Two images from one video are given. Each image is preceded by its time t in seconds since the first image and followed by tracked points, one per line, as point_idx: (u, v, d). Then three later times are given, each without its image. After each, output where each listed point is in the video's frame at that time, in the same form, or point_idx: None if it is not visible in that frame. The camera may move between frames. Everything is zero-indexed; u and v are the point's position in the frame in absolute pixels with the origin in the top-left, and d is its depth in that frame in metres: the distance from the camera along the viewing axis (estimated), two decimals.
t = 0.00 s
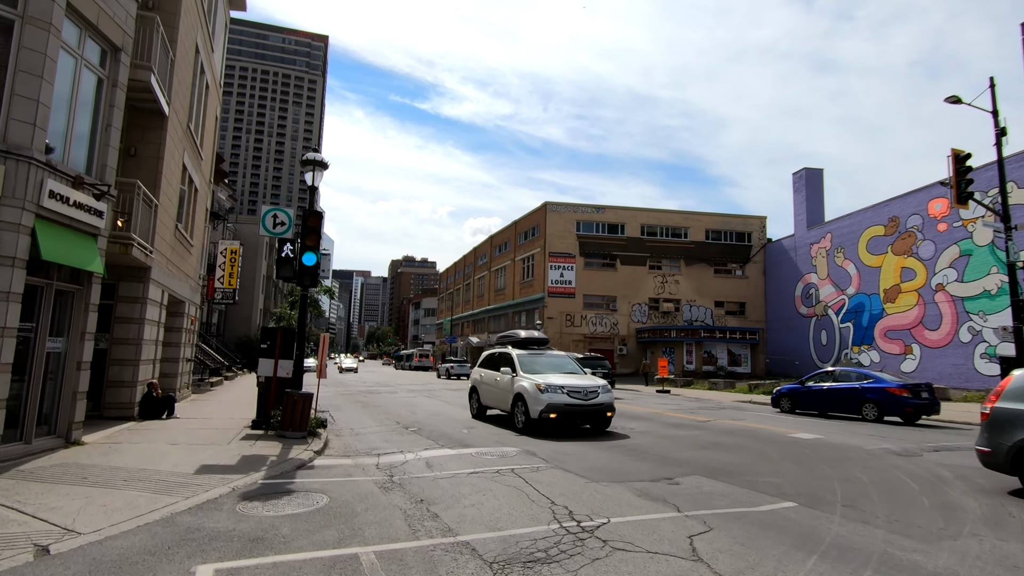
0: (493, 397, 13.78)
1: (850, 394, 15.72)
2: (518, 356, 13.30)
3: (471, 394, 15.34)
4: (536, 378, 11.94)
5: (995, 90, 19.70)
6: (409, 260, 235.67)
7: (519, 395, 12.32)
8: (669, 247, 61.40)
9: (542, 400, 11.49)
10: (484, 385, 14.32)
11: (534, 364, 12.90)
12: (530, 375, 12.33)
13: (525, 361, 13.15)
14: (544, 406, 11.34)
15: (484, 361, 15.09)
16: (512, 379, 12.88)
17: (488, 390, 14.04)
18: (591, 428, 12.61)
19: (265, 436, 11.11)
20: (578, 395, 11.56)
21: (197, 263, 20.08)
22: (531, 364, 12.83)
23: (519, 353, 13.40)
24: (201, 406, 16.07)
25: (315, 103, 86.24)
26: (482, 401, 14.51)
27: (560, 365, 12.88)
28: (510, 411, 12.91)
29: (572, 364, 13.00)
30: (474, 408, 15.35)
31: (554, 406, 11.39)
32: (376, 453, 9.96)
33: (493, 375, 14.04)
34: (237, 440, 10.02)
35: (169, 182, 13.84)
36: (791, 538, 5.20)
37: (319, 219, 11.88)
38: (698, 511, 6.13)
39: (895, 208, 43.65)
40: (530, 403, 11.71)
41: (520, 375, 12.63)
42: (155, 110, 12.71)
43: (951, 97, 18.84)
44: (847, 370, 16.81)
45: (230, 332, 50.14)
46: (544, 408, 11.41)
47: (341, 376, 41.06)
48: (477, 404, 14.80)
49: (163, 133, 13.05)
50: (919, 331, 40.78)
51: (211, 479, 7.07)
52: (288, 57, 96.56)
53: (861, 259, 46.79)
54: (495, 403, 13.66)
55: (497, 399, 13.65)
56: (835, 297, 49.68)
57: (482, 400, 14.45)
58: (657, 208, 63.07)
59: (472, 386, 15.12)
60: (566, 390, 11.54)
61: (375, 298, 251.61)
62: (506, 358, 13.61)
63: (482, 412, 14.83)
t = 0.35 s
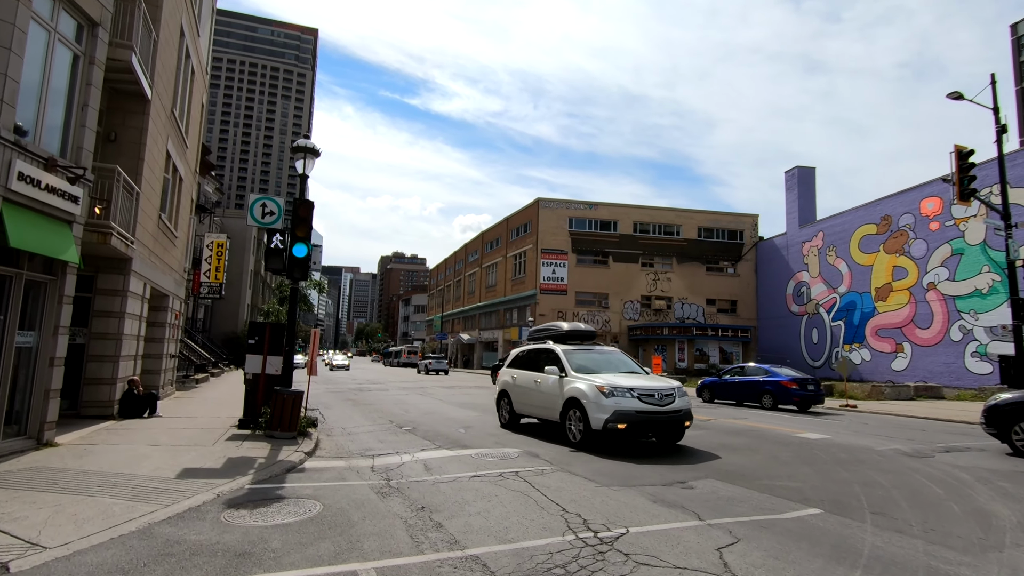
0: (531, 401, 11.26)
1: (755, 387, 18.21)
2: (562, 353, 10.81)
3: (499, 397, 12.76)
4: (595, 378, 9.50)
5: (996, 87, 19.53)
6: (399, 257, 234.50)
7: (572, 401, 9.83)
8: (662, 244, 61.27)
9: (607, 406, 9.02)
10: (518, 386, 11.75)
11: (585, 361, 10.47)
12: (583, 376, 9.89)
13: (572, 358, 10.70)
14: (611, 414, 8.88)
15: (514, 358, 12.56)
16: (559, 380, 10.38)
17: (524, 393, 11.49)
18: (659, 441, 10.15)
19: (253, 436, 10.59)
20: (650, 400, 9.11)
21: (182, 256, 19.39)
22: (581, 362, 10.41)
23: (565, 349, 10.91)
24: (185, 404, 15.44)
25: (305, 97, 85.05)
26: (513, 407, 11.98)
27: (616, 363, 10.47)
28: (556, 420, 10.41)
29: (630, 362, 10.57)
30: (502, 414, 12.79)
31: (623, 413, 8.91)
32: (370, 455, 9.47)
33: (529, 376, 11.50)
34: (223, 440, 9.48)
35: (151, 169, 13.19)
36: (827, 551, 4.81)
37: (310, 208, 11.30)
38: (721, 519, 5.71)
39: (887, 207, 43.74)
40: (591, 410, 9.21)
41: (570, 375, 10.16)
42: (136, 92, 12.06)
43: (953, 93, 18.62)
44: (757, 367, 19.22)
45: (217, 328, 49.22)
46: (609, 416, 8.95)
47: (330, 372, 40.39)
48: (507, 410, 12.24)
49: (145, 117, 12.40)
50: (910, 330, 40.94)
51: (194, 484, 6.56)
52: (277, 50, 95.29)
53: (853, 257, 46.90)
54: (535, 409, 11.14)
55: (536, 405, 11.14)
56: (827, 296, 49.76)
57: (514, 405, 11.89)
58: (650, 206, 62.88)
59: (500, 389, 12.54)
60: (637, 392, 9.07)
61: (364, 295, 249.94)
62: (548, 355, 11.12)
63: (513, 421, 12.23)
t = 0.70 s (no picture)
0: (601, 415, 8.70)
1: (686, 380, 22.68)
2: (647, 354, 8.26)
3: (548, 407, 10.19)
4: (709, 389, 6.98)
5: (999, 83, 19.36)
6: (390, 253, 233.25)
7: (675, 418, 7.26)
8: (655, 242, 61.04)
9: (736, 428, 6.47)
10: (582, 395, 9.17)
11: (680, 364, 7.95)
12: (685, 384, 7.38)
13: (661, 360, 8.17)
14: (741, 439, 6.37)
15: (571, 359, 9.96)
16: (649, 389, 7.81)
17: (592, 404, 8.90)
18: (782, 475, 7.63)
19: (240, 438, 10.04)
20: (793, 419, 6.59)
21: (166, 250, 18.71)
22: (676, 366, 7.89)
23: (652, 347, 8.34)
24: (169, 404, 14.80)
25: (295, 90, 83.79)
26: (573, 422, 9.41)
27: (721, 370, 7.96)
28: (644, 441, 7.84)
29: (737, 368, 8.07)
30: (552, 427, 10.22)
31: (760, 439, 6.38)
32: (364, 459, 8.95)
33: (598, 382, 8.91)
34: (208, 443, 8.90)
35: (133, 156, 12.55)
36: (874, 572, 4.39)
37: (302, 198, 10.76)
38: (750, 533, 5.29)
39: (880, 206, 43.79)
40: (712, 434, 6.62)
41: (667, 384, 7.59)
42: (119, 75, 11.47)
43: (957, 89, 18.40)
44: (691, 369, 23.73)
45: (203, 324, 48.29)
46: (741, 444, 6.38)
47: (319, 369, 39.69)
48: (564, 423, 9.61)
49: (127, 101, 11.78)
50: (903, 330, 40.98)
51: (176, 494, 6.03)
52: (267, 43, 93.93)
53: (846, 257, 46.94)
54: (607, 425, 8.56)
55: (608, 420, 8.57)
56: (819, 295, 49.80)
57: (575, 418, 9.30)
58: (644, 203, 62.64)
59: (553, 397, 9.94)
60: (775, 409, 6.56)
61: (354, 291, 248.28)
62: (627, 356, 8.59)
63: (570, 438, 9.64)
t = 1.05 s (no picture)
0: (750, 445, 6.20)
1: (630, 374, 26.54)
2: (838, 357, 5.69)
3: (645, 426, 7.67)
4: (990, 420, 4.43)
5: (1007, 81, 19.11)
6: (384, 251, 232.43)
7: (917, 461, 4.71)
8: (652, 242, 60.76)
9: None
10: (711, 414, 6.68)
11: (892, 376, 5.43)
12: (927, 408, 4.86)
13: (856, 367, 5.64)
14: None
15: (684, 362, 7.42)
16: (852, 412, 5.31)
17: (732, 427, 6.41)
18: None
19: (233, 440, 9.54)
20: None
21: (156, 244, 18.10)
22: (890, 379, 5.36)
23: (836, 350, 5.82)
24: (158, 403, 14.26)
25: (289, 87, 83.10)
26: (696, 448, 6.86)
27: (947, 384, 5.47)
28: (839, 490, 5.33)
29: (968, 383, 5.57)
30: (650, 452, 7.70)
31: None
32: (364, 464, 8.47)
33: (744, 396, 6.37)
34: (197, 446, 8.40)
35: (120, 143, 11.99)
36: None
37: (298, 188, 10.24)
38: (791, 549, 4.85)
39: (879, 207, 43.65)
40: (1012, 495, 4.08)
41: (889, 406, 5.07)
42: (106, 59, 10.92)
43: (966, 86, 18.10)
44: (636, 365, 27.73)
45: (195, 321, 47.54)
46: None
47: (313, 368, 39.13)
48: (682, 450, 7.03)
49: (115, 87, 11.23)
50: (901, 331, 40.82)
51: (163, 504, 5.54)
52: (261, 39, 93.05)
53: (844, 257, 46.75)
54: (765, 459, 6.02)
55: (766, 451, 6.03)
56: (817, 296, 49.63)
57: (699, 445, 6.79)
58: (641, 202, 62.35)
59: (658, 412, 7.39)
60: None
61: (348, 290, 247.19)
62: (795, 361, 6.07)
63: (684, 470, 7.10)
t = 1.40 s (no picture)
0: None
1: (581, 370, 28.75)
2: None
3: (874, 471, 4.94)
4: None
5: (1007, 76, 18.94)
6: (373, 250, 230.87)
7: None
8: (644, 239, 60.56)
9: None
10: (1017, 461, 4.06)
11: None
12: None
13: None
14: None
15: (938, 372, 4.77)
16: None
17: None
18: None
19: (220, 445, 9.03)
20: None
21: (138, 240, 17.36)
22: None
23: None
24: (140, 405, 13.63)
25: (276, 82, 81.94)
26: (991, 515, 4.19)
27: None
28: None
29: None
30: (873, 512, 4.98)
31: None
32: (360, 471, 7.97)
33: None
34: (180, 453, 7.85)
35: (99, 132, 11.36)
36: None
37: (288, 178, 9.68)
38: (833, 566, 4.47)
39: (871, 204, 43.72)
40: None
41: None
42: (83, 42, 10.30)
43: (967, 81, 17.90)
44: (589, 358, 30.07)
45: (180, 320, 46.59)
46: None
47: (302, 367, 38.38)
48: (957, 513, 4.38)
49: (92, 72, 10.60)
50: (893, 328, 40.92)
51: (139, 520, 5.04)
52: (247, 34, 91.59)
53: (836, 255, 46.80)
54: None
55: None
56: (808, 293, 49.71)
57: (994, 513, 4.13)
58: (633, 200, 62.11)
59: (896, 454, 4.73)
60: None
61: (336, 288, 245.21)
62: None
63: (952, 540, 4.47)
